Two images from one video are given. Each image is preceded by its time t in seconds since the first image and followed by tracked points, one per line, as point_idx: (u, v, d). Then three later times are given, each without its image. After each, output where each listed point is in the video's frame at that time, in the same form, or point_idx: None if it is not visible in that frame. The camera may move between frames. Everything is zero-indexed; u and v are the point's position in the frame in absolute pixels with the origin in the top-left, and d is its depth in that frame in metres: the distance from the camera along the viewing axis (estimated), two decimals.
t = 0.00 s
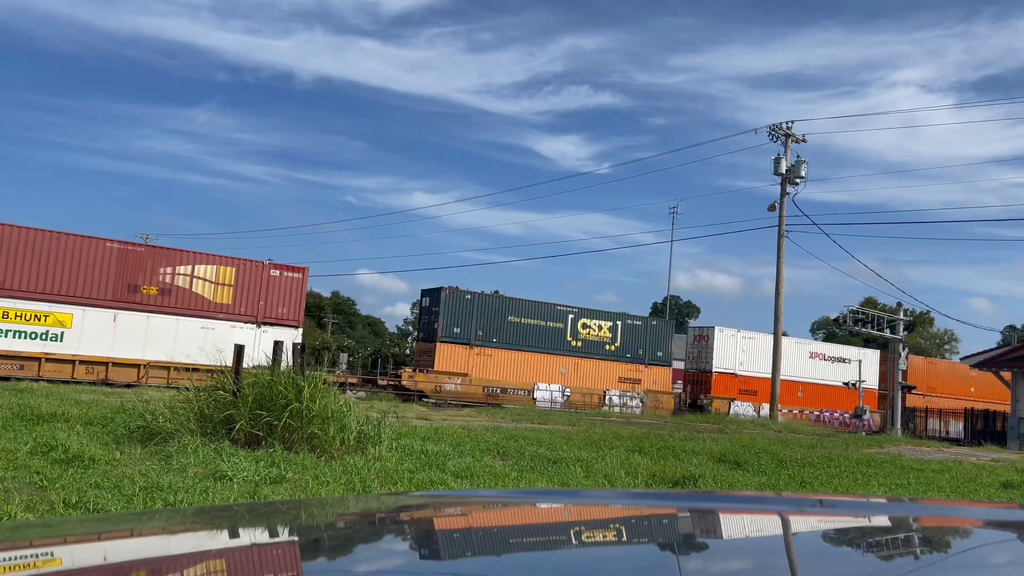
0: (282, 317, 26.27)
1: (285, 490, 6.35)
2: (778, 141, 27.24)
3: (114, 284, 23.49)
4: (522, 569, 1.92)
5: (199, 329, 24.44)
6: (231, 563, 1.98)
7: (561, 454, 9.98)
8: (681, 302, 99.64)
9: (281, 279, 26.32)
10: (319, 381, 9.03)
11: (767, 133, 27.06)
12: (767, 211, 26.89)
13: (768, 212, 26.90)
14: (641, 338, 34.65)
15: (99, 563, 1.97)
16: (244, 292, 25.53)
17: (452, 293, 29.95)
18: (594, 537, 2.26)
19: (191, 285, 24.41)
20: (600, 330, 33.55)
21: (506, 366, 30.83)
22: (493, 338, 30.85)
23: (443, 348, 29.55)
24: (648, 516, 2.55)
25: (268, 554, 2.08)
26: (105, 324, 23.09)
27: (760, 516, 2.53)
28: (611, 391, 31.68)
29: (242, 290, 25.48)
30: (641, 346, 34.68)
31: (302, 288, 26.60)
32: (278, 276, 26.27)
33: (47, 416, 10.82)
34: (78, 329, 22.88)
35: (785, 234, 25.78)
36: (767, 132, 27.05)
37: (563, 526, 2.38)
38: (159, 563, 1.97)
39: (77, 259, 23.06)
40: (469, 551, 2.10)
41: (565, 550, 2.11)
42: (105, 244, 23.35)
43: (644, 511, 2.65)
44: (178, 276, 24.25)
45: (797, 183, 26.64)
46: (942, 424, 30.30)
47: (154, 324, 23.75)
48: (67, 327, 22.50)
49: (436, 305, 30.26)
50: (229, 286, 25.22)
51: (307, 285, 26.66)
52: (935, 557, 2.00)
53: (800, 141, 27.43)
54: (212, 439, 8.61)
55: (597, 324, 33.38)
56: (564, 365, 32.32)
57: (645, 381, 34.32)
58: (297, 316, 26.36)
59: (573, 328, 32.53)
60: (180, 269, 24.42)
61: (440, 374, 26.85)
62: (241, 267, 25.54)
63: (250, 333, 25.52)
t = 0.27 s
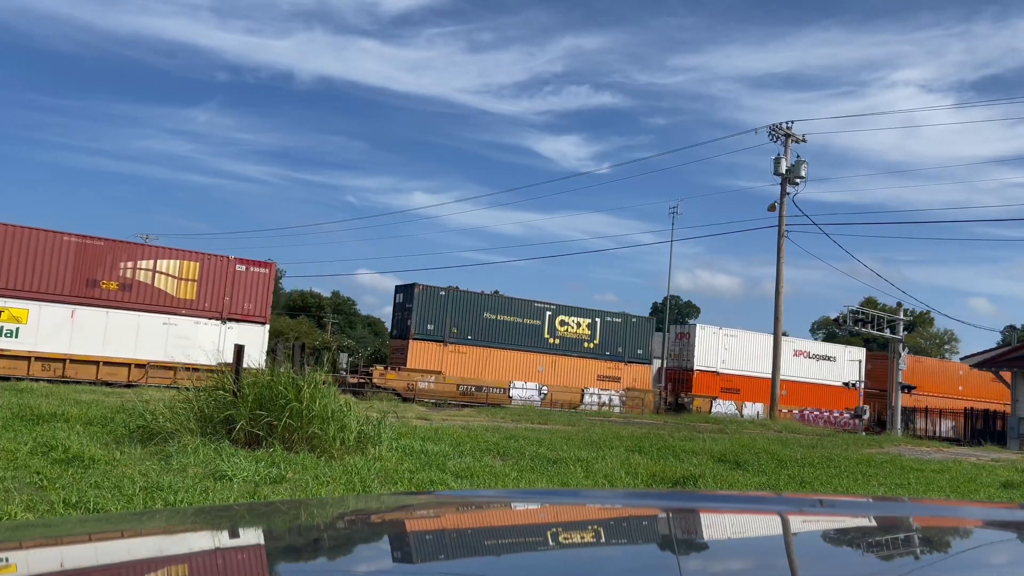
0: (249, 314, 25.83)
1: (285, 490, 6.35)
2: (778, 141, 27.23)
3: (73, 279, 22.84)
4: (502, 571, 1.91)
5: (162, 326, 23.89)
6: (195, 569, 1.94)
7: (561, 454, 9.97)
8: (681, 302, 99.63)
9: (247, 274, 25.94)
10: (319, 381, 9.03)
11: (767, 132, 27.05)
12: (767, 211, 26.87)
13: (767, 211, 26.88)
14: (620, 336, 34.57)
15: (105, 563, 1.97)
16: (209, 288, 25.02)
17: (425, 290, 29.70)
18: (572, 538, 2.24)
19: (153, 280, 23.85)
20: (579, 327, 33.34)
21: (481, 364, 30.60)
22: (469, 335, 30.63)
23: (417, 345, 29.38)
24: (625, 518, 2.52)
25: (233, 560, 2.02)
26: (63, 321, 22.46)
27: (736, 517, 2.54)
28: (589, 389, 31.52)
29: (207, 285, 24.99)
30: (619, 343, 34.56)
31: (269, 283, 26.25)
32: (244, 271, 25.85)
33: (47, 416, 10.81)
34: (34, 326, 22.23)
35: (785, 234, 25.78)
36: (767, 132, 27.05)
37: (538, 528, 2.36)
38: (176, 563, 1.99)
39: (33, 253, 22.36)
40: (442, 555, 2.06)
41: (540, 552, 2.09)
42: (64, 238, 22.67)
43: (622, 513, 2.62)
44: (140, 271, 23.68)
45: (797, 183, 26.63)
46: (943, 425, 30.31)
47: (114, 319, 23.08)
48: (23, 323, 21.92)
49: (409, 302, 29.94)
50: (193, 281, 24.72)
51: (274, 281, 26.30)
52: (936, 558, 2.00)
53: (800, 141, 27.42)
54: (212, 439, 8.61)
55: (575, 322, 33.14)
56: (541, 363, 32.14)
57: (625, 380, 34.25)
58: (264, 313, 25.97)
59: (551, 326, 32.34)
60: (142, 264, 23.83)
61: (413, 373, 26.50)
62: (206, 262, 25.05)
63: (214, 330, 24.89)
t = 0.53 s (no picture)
0: (214, 310, 25.39)
1: (285, 490, 6.34)
2: (778, 141, 27.23)
3: (29, 274, 22.68)
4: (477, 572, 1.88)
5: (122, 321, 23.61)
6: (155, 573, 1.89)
7: (561, 454, 9.99)
8: (681, 302, 99.64)
9: (212, 270, 25.56)
10: (319, 381, 9.03)
11: (767, 133, 27.06)
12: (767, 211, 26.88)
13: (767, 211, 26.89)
14: (598, 333, 34.44)
15: (99, 563, 1.96)
16: (171, 283, 24.74)
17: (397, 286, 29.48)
18: (548, 540, 2.24)
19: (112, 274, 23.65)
20: (556, 324, 33.12)
21: (455, 361, 30.41)
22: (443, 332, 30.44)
23: (389, 342, 29.18)
24: (603, 520, 2.51)
25: (194, 565, 1.96)
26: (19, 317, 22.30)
27: (718, 517, 2.55)
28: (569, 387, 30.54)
29: (169, 280, 24.72)
30: (597, 340, 34.43)
31: (235, 279, 25.87)
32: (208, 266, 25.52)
33: (47, 416, 10.82)
34: None
35: (785, 234, 25.78)
36: (767, 132, 27.06)
37: (513, 529, 2.36)
38: (157, 564, 1.97)
39: None
40: (414, 558, 2.03)
41: (515, 555, 2.07)
42: (20, 233, 22.57)
43: (601, 515, 2.60)
44: (99, 266, 23.48)
45: (797, 183, 26.64)
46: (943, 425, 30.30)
47: (71, 315, 22.84)
48: None
49: (381, 298, 29.74)
50: (155, 277, 24.46)
51: (240, 276, 25.91)
52: (935, 557, 2.00)
53: (800, 141, 27.42)
54: (212, 439, 8.62)
55: (552, 319, 32.95)
56: (517, 361, 32.05)
57: (602, 377, 34.22)
58: (229, 309, 25.59)
59: (529, 323, 32.17)
60: (101, 258, 23.64)
61: (384, 371, 26.65)
62: (169, 257, 24.80)
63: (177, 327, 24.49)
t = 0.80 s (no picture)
0: (177, 306, 24.98)
1: (285, 490, 6.28)
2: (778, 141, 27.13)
3: None
4: (452, 574, 1.81)
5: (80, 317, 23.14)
6: None
7: (560, 454, 9.92)
8: (681, 302, 99.53)
9: (175, 265, 25.10)
10: (318, 380, 8.96)
11: (767, 132, 26.97)
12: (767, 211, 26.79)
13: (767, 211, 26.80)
14: (576, 330, 34.25)
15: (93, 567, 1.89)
16: (132, 278, 24.25)
17: (366, 282, 29.54)
18: (523, 541, 2.18)
19: (69, 269, 23.18)
20: (533, 321, 32.97)
21: (428, 358, 30.30)
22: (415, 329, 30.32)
23: (359, 339, 29.15)
24: (581, 521, 2.44)
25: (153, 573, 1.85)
26: None
27: (700, 516, 2.50)
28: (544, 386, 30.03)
29: (130, 276, 24.25)
30: (575, 338, 34.28)
31: (200, 275, 25.36)
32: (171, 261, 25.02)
33: (47, 416, 10.75)
34: None
35: (785, 234, 25.71)
36: (767, 132, 26.97)
37: (488, 531, 2.29)
38: (150, 567, 1.89)
39: None
40: (385, 562, 1.95)
41: (489, 557, 1.99)
42: None
43: (578, 516, 2.53)
44: (56, 260, 23.06)
45: (797, 183, 26.55)
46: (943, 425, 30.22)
47: (25, 310, 22.45)
48: None
49: (352, 294, 29.77)
50: (115, 272, 23.99)
51: (204, 272, 25.40)
52: (937, 557, 1.93)
53: (800, 141, 27.33)
54: (212, 438, 8.55)
55: (528, 315, 32.83)
56: (493, 359, 31.84)
57: (581, 375, 34.00)
58: (193, 305, 25.09)
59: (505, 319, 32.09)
60: (59, 253, 23.22)
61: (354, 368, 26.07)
62: (130, 251, 24.33)
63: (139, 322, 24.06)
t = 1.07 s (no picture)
0: (138, 302, 24.50)
1: (285, 490, 6.26)
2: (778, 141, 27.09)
3: None
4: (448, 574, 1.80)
5: (36, 313, 22.77)
6: None
7: (560, 454, 9.90)
8: (681, 302, 99.58)
9: (136, 260, 24.62)
10: (318, 380, 8.94)
11: (767, 132, 26.93)
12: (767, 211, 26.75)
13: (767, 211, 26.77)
14: (553, 327, 34.14)
15: (78, 569, 1.86)
16: (90, 274, 23.80)
17: (337, 277, 29.04)
18: (498, 543, 2.16)
19: (25, 264, 22.74)
20: (508, 318, 32.83)
21: (401, 355, 29.83)
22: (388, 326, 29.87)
23: (329, 336, 28.58)
24: (562, 523, 2.42)
25: None
26: None
27: (699, 517, 2.48)
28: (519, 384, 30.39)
29: (89, 270, 23.80)
30: (552, 335, 34.17)
31: (162, 271, 24.90)
32: (133, 256, 24.53)
33: (46, 416, 10.72)
34: None
35: (785, 234, 25.67)
36: (767, 132, 26.93)
37: (460, 533, 2.27)
38: (136, 569, 1.86)
39: None
40: (352, 566, 1.92)
41: (466, 558, 1.97)
42: None
43: (560, 518, 2.51)
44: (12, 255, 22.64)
45: (797, 183, 26.51)
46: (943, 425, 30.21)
47: None
48: None
49: (321, 291, 29.12)
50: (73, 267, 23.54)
51: (166, 267, 24.94)
52: (935, 558, 1.92)
53: (800, 141, 27.29)
54: (212, 438, 8.53)
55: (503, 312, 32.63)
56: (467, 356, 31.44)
57: (558, 372, 33.84)
58: (155, 301, 24.66)
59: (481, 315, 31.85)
60: (15, 247, 22.78)
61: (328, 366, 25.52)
62: (88, 246, 23.84)
63: (97, 318, 23.57)
